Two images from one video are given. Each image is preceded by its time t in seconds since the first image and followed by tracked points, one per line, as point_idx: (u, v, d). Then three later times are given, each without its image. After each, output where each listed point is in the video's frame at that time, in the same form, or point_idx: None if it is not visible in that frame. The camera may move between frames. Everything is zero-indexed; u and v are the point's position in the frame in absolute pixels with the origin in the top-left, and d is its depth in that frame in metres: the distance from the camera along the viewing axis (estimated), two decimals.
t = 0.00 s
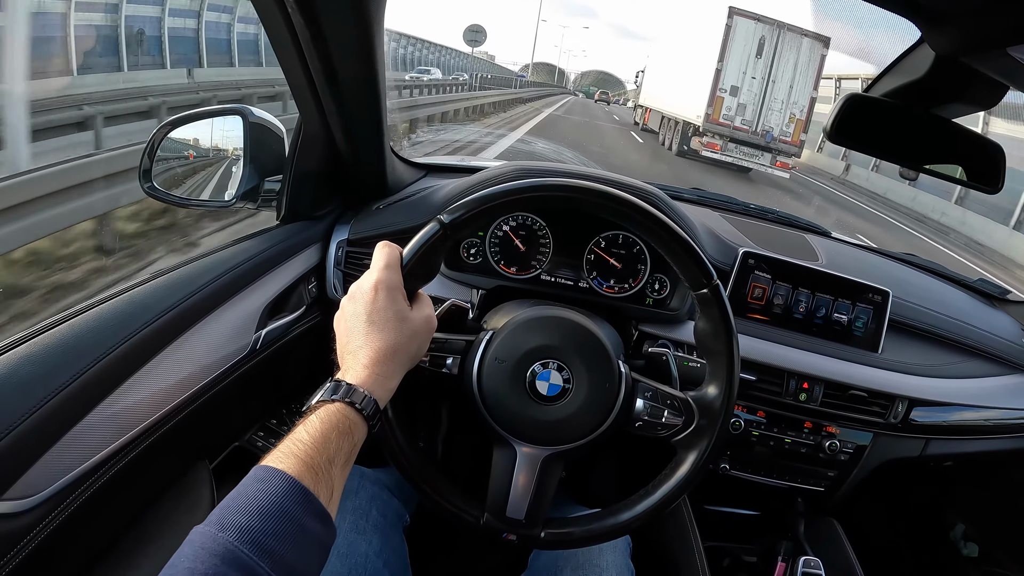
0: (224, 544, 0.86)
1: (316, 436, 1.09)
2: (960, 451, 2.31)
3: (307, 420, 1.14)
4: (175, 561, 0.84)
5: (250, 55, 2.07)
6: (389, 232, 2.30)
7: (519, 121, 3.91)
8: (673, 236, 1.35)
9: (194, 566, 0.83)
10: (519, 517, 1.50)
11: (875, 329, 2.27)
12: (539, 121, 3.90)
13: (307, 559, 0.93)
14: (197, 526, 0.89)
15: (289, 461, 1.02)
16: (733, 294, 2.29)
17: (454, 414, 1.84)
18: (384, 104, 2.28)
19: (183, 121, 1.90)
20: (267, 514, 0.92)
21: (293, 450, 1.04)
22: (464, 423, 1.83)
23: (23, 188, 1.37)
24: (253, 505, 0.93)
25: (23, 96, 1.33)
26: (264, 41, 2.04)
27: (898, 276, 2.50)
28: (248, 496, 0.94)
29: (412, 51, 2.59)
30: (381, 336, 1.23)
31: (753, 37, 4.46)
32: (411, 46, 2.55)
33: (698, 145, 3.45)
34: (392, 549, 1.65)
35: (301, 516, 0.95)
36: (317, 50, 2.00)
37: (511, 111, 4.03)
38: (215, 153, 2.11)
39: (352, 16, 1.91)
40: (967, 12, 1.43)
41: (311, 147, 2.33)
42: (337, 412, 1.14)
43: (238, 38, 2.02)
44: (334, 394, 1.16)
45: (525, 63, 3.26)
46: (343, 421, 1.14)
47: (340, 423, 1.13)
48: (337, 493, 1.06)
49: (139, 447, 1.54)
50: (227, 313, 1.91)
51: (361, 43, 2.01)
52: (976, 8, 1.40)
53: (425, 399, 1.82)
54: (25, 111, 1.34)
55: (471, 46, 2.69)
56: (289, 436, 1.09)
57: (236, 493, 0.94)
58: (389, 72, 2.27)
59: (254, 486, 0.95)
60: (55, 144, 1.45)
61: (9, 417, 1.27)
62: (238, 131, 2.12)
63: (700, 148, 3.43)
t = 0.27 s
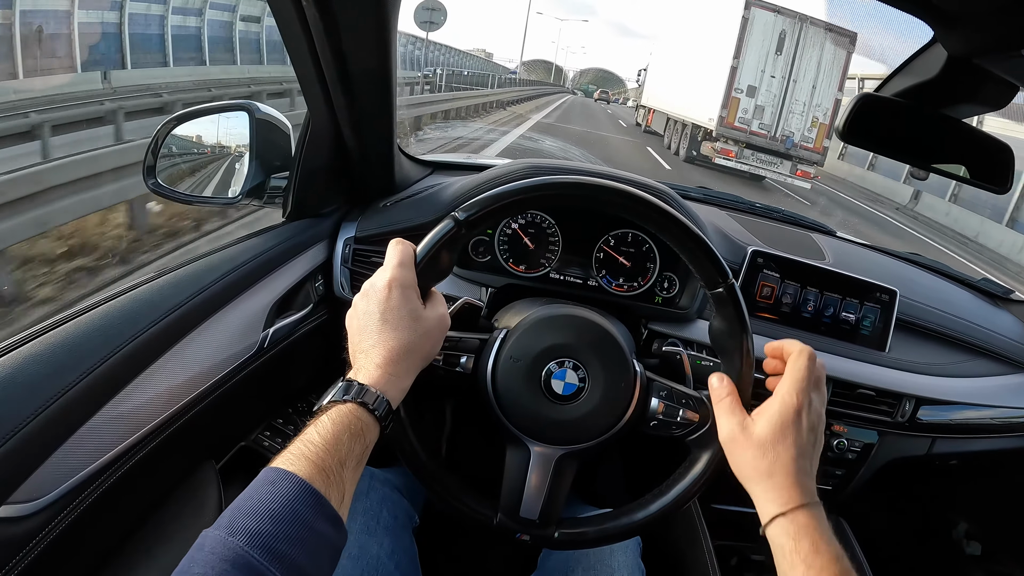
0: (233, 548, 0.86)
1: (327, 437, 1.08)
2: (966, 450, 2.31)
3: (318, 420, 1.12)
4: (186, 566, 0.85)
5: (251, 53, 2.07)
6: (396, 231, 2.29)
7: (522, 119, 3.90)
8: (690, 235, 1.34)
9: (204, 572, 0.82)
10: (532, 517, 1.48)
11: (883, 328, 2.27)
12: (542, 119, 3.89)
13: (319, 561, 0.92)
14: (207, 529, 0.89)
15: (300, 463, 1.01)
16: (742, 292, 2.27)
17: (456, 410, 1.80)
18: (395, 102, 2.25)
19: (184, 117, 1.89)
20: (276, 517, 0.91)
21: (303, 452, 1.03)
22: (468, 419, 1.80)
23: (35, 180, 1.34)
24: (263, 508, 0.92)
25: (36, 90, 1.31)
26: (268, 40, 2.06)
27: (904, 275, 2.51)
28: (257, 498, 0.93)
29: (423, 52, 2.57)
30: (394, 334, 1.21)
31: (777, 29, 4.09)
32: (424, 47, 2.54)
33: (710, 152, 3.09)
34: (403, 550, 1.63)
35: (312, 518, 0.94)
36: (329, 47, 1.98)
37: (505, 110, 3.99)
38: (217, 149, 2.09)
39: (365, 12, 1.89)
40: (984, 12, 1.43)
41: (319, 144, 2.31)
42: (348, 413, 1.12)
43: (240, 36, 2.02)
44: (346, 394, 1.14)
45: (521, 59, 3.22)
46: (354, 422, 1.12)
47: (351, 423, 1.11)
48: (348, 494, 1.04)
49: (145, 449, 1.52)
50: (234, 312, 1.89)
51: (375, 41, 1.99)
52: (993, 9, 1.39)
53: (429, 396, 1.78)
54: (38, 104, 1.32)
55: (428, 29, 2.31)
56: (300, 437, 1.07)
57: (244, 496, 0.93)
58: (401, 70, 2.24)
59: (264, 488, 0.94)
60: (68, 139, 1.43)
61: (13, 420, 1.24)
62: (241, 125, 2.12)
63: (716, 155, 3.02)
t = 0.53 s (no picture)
0: None
1: (312, 472, 1.02)
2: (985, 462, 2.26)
3: (307, 451, 1.07)
4: None
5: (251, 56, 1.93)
6: (399, 240, 2.21)
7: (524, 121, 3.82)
8: (714, 249, 1.26)
9: None
10: (547, 546, 1.41)
11: (900, 338, 2.20)
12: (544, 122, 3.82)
13: None
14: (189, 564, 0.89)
15: (282, 500, 0.97)
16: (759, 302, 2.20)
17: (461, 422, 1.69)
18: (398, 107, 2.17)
19: (180, 121, 1.80)
20: (252, 559, 0.89)
21: (287, 489, 0.99)
22: (473, 429, 1.70)
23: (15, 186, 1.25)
24: (240, 547, 0.90)
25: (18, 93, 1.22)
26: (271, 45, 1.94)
27: (919, 283, 2.45)
28: (236, 536, 0.92)
29: (423, 52, 2.50)
30: (397, 356, 1.13)
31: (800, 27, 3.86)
32: (422, 48, 2.47)
33: (726, 161, 3.01)
34: None
35: (290, 561, 0.91)
36: (331, 49, 1.90)
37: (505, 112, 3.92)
38: (211, 155, 2.02)
39: (369, 12, 1.81)
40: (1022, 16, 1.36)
41: (318, 151, 2.22)
42: (335, 448, 1.05)
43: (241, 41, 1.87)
44: (337, 427, 1.07)
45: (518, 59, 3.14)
46: (338, 459, 1.04)
47: (338, 458, 1.04)
48: (333, 534, 1.00)
49: (138, 477, 1.44)
50: (231, 328, 1.80)
51: (379, 43, 1.91)
52: None
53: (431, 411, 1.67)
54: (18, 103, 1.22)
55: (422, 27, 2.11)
56: (286, 469, 1.04)
57: (224, 532, 0.92)
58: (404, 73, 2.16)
59: (242, 526, 0.92)
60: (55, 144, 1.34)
61: None
62: (238, 131, 2.06)
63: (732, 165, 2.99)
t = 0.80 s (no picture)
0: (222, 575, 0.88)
1: (322, 461, 1.04)
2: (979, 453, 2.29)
3: (315, 442, 1.09)
4: None
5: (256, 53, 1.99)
6: (400, 235, 2.24)
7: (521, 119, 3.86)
8: (708, 240, 1.30)
9: None
10: (547, 531, 1.44)
11: (895, 331, 2.24)
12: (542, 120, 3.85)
13: None
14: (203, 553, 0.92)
15: (293, 488, 1.00)
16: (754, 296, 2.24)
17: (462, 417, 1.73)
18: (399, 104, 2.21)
19: (184, 120, 1.84)
20: (267, 546, 0.92)
21: (298, 477, 1.01)
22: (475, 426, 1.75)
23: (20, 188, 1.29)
24: (254, 535, 0.93)
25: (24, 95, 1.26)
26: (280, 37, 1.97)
27: (913, 276, 2.49)
28: (249, 525, 0.94)
29: (422, 49, 2.53)
30: (400, 348, 1.16)
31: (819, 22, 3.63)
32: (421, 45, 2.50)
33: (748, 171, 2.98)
34: (413, 567, 1.58)
35: (303, 548, 0.94)
36: (334, 48, 1.93)
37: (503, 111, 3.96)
38: (214, 153, 2.05)
39: (372, 11, 1.85)
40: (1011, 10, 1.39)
41: (320, 148, 2.26)
42: (344, 437, 1.08)
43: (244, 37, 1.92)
44: (344, 417, 1.10)
45: (514, 56, 3.16)
46: (350, 448, 1.07)
47: (347, 447, 1.07)
48: (343, 521, 1.02)
49: (145, 466, 1.47)
50: (236, 321, 1.84)
51: (381, 42, 1.95)
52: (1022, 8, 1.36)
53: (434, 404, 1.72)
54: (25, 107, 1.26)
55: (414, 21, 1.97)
56: (295, 460, 1.05)
57: (238, 520, 0.94)
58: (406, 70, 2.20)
59: (256, 514, 0.95)
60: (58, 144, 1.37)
61: (3, 444, 1.19)
62: (242, 129, 2.08)
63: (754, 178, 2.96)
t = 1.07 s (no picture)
0: (234, 552, 0.90)
1: (325, 442, 1.09)
2: (964, 447, 2.33)
3: (317, 425, 1.14)
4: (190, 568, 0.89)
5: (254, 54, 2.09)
6: (396, 233, 2.30)
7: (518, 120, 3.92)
8: (687, 236, 1.35)
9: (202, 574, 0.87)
10: (532, 515, 1.50)
11: (879, 326, 2.29)
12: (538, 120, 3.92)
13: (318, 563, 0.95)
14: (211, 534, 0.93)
15: (299, 468, 1.03)
16: (740, 292, 2.30)
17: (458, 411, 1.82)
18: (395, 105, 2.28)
19: (184, 122, 1.94)
20: (276, 523, 0.94)
21: (303, 457, 1.05)
22: (469, 418, 1.82)
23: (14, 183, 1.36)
24: (263, 513, 0.95)
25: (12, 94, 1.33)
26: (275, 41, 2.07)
27: (900, 272, 2.54)
28: (258, 504, 0.97)
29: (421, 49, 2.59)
30: (394, 339, 1.23)
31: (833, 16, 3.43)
32: (421, 47, 2.56)
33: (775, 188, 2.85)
34: (405, 551, 1.65)
35: (313, 526, 0.97)
36: (330, 52, 2.00)
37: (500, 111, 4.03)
38: (215, 153, 2.14)
39: (367, 17, 1.91)
40: (980, 14, 1.44)
41: (318, 148, 2.34)
42: (346, 419, 1.13)
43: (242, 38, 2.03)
44: (345, 400, 1.15)
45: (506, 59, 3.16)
46: (352, 429, 1.13)
47: (350, 429, 1.12)
48: (347, 499, 1.06)
49: (150, 451, 1.54)
50: (237, 315, 1.91)
51: (375, 45, 2.01)
52: (989, 11, 1.41)
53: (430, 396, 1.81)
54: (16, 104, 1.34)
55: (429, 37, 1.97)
56: (299, 442, 1.10)
57: (245, 501, 0.97)
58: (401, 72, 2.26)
59: (265, 493, 0.98)
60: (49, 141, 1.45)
61: (15, 428, 1.26)
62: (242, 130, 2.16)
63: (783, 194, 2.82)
